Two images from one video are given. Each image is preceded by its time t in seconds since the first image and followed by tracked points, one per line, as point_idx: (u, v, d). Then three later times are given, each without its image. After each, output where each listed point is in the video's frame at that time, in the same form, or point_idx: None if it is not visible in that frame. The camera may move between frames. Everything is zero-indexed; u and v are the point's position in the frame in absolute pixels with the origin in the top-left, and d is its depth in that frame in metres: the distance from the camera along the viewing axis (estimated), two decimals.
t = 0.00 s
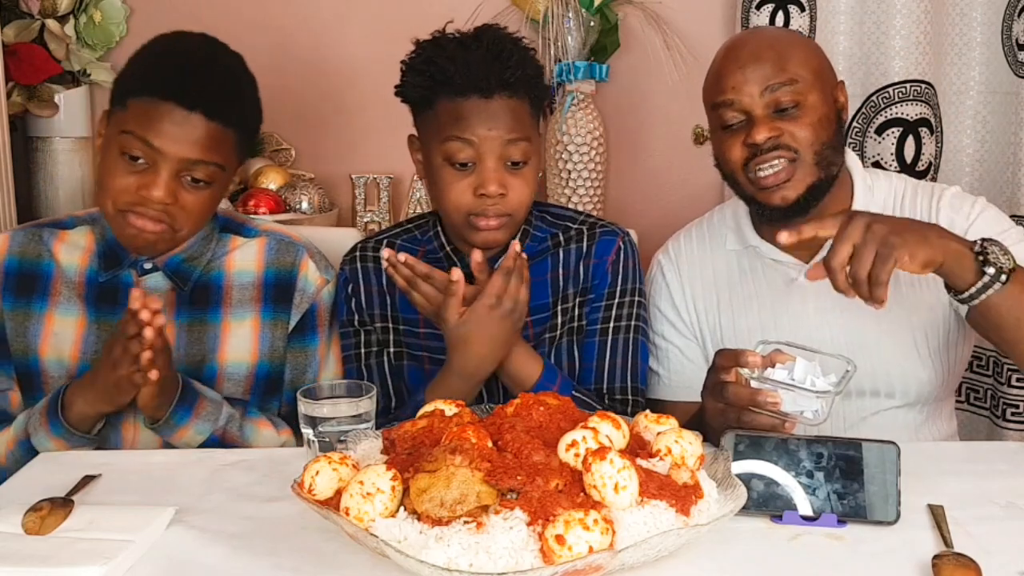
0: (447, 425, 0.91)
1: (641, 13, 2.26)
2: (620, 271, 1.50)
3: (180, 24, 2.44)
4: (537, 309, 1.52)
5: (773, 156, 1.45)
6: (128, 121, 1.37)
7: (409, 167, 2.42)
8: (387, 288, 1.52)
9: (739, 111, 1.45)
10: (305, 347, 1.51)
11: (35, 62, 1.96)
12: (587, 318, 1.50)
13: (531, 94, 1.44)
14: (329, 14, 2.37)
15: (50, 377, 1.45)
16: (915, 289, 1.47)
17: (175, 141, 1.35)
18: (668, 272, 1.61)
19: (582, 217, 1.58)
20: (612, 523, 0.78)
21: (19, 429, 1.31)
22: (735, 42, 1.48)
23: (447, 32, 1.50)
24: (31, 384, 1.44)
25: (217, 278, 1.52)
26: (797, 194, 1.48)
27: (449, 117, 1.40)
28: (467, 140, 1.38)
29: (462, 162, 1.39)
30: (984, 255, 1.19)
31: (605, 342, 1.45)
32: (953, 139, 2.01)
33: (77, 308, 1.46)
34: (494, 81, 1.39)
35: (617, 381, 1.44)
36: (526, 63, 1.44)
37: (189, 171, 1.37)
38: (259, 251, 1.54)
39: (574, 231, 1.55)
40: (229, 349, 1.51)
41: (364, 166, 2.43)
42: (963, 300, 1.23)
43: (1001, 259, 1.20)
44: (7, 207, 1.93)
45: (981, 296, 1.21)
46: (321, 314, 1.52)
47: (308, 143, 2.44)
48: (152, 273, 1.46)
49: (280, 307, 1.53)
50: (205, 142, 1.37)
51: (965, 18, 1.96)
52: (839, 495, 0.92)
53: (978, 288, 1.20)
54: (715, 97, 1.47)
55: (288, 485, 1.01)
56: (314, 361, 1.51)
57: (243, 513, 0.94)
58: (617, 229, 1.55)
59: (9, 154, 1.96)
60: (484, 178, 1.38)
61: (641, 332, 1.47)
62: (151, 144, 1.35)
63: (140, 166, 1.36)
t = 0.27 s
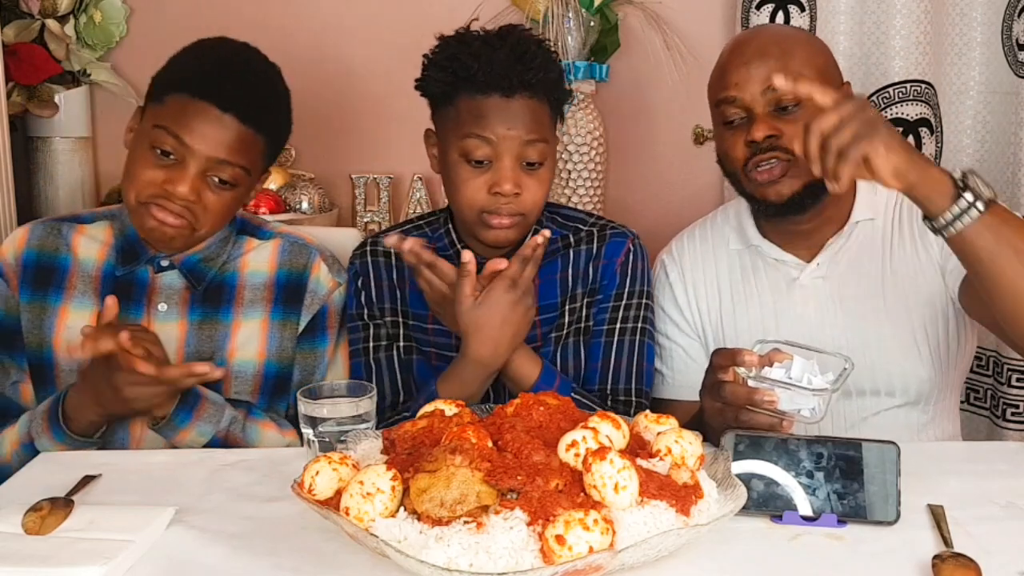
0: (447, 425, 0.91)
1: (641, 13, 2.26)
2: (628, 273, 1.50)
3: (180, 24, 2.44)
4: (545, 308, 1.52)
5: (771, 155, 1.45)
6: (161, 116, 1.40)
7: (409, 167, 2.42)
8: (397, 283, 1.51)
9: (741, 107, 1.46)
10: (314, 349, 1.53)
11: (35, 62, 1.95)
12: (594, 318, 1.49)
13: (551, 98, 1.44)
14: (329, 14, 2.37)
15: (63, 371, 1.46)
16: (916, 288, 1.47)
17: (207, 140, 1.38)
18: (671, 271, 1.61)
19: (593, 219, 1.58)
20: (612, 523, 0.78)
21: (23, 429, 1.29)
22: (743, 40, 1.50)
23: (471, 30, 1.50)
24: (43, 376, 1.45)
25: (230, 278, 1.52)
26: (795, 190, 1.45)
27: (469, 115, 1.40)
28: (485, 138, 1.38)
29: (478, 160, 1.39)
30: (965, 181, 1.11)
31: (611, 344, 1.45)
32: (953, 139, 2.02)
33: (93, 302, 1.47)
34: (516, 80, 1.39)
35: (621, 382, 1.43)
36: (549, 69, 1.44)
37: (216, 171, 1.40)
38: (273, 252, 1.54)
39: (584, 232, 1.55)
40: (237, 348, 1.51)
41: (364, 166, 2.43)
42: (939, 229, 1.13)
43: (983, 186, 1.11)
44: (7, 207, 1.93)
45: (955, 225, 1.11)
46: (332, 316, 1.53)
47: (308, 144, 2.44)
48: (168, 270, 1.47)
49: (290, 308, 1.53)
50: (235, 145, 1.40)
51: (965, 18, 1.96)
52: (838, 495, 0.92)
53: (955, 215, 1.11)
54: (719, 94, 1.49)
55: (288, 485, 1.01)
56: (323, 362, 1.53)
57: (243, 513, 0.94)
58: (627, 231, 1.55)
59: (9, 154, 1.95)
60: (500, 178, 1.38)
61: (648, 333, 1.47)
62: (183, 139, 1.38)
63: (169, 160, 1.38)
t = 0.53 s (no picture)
0: (447, 425, 0.91)
1: (641, 13, 2.26)
2: (626, 272, 1.50)
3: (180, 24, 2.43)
4: (543, 308, 1.52)
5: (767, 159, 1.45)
6: (167, 116, 1.40)
7: (409, 167, 2.42)
8: (396, 282, 1.52)
9: (736, 111, 1.45)
10: (320, 352, 1.52)
11: (35, 62, 1.95)
12: (592, 318, 1.49)
13: (550, 102, 1.43)
14: (329, 14, 2.37)
15: (69, 372, 1.45)
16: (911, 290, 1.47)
17: (215, 131, 1.39)
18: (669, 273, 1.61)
19: (590, 219, 1.58)
20: (613, 523, 0.78)
21: (31, 434, 1.30)
22: (739, 41, 1.49)
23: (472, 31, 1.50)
24: (51, 377, 1.45)
25: (238, 279, 1.52)
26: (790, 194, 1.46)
27: (466, 122, 1.40)
28: (482, 146, 1.38)
29: (474, 165, 1.39)
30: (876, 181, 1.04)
31: (610, 344, 1.45)
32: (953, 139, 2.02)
33: (99, 301, 1.47)
34: (513, 88, 1.39)
35: (620, 381, 1.43)
36: (548, 74, 1.43)
37: (231, 160, 1.40)
38: (280, 254, 1.55)
39: (582, 232, 1.55)
40: (244, 349, 1.51)
41: (364, 166, 2.43)
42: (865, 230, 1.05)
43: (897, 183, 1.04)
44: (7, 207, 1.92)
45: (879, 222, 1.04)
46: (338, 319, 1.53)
47: (308, 144, 2.44)
48: (175, 270, 1.47)
49: (297, 310, 1.53)
50: (242, 133, 1.41)
51: (965, 18, 1.96)
52: (839, 495, 0.92)
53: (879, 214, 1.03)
54: (713, 97, 1.48)
55: (287, 485, 1.01)
56: (328, 365, 1.52)
57: (242, 514, 0.94)
58: (624, 231, 1.54)
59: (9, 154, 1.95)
60: (496, 185, 1.38)
61: (647, 333, 1.46)
62: (193, 135, 1.38)
63: (183, 159, 1.39)
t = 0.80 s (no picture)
0: (447, 425, 0.91)
1: (641, 13, 2.26)
2: (615, 273, 1.50)
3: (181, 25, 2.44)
4: (534, 309, 1.53)
5: (760, 168, 1.44)
6: (154, 144, 1.38)
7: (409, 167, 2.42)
8: (386, 285, 1.51)
9: (724, 122, 1.44)
10: (319, 348, 1.53)
11: (35, 62, 1.96)
12: (583, 318, 1.49)
13: (522, 94, 1.44)
14: (329, 14, 2.37)
15: (67, 377, 1.46)
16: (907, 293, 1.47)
17: (205, 146, 1.37)
18: (665, 277, 1.61)
19: (581, 218, 1.58)
20: (613, 523, 0.78)
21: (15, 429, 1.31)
22: (720, 49, 1.48)
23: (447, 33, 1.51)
24: (44, 382, 1.46)
25: (235, 279, 1.52)
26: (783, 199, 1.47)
27: (437, 117, 1.40)
28: (454, 140, 1.38)
29: (450, 161, 1.39)
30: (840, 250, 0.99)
31: (602, 344, 1.45)
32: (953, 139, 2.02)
33: (97, 307, 1.47)
34: (480, 81, 1.39)
35: (613, 381, 1.42)
36: (516, 64, 1.44)
37: (232, 167, 1.40)
38: (277, 252, 1.55)
39: (571, 232, 1.55)
40: (247, 348, 1.51)
41: (364, 166, 2.43)
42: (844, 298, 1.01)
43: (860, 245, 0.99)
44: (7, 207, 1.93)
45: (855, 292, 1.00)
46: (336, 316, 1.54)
47: (308, 144, 2.44)
48: (173, 274, 1.47)
49: (296, 307, 1.54)
50: (232, 139, 1.39)
51: (965, 18, 1.96)
52: (839, 495, 0.92)
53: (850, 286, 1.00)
54: (700, 109, 1.47)
55: (287, 485, 1.01)
56: (328, 361, 1.52)
57: (243, 513, 0.94)
58: (614, 229, 1.54)
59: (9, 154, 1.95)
60: (471, 179, 1.37)
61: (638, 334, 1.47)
62: (189, 158, 1.37)
63: (188, 182, 1.38)
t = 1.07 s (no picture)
0: (447, 425, 0.91)
1: (641, 13, 2.26)
2: (620, 269, 1.49)
3: (181, 25, 2.44)
4: (537, 306, 1.53)
5: (766, 167, 1.44)
6: (132, 146, 1.37)
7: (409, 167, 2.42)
8: (388, 285, 1.53)
9: (731, 122, 1.44)
10: (314, 346, 1.52)
11: (35, 63, 1.96)
12: (586, 315, 1.49)
13: (496, 93, 1.42)
14: (329, 14, 2.37)
15: (58, 383, 1.45)
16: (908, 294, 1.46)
17: (182, 142, 1.36)
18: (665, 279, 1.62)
19: (582, 215, 1.58)
20: (613, 523, 0.78)
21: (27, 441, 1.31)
22: (725, 49, 1.47)
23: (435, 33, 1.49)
24: (37, 391, 1.45)
25: (224, 278, 1.51)
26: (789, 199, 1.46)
27: (415, 135, 1.40)
28: (432, 156, 1.37)
29: (433, 175, 1.39)
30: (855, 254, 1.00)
31: (606, 338, 1.45)
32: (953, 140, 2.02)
33: (85, 311, 1.47)
34: (448, 92, 1.38)
35: (618, 378, 1.43)
36: (482, 66, 1.41)
37: (212, 159, 1.38)
38: (265, 249, 1.54)
39: (574, 229, 1.55)
40: (239, 350, 1.51)
41: (364, 166, 2.43)
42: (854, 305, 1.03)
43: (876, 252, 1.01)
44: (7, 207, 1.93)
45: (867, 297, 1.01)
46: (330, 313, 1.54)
47: (308, 144, 2.44)
48: (160, 275, 1.47)
49: (287, 306, 1.53)
50: (208, 130, 1.38)
51: (966, 18, 1.96)
52: (839, 495, 0.92)
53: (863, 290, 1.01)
54: (705, 108, 1.46)
55: (288, 485, 1.01)
56: (324, 359, 1.52)
57: (243, 513, 0.94)
58: (616, 227, 1.55)
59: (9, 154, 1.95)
60: (459, 191, 1.37)
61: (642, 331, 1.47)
62: (168, 155, 1.36)
63: (170, 180, 1.37)
